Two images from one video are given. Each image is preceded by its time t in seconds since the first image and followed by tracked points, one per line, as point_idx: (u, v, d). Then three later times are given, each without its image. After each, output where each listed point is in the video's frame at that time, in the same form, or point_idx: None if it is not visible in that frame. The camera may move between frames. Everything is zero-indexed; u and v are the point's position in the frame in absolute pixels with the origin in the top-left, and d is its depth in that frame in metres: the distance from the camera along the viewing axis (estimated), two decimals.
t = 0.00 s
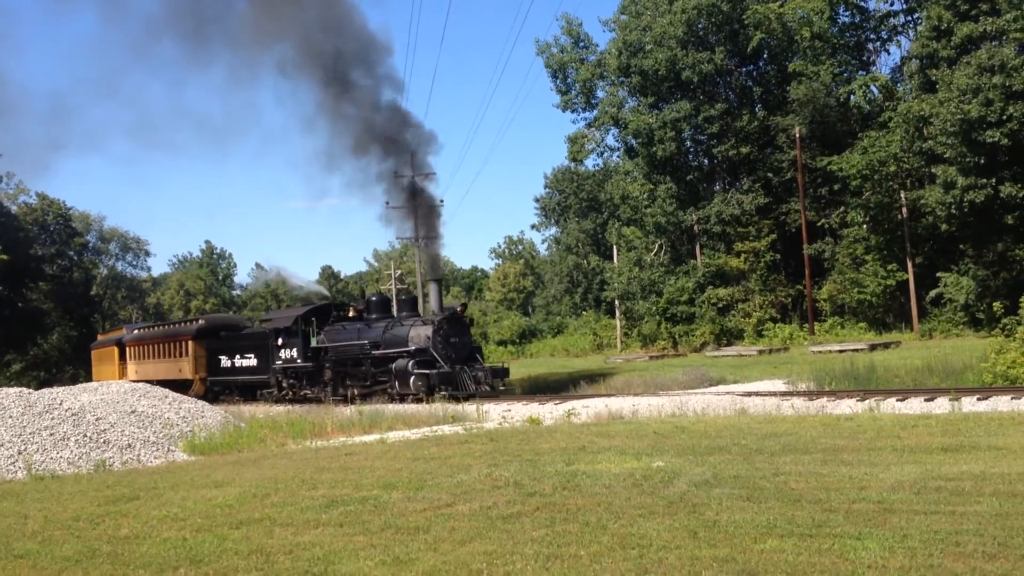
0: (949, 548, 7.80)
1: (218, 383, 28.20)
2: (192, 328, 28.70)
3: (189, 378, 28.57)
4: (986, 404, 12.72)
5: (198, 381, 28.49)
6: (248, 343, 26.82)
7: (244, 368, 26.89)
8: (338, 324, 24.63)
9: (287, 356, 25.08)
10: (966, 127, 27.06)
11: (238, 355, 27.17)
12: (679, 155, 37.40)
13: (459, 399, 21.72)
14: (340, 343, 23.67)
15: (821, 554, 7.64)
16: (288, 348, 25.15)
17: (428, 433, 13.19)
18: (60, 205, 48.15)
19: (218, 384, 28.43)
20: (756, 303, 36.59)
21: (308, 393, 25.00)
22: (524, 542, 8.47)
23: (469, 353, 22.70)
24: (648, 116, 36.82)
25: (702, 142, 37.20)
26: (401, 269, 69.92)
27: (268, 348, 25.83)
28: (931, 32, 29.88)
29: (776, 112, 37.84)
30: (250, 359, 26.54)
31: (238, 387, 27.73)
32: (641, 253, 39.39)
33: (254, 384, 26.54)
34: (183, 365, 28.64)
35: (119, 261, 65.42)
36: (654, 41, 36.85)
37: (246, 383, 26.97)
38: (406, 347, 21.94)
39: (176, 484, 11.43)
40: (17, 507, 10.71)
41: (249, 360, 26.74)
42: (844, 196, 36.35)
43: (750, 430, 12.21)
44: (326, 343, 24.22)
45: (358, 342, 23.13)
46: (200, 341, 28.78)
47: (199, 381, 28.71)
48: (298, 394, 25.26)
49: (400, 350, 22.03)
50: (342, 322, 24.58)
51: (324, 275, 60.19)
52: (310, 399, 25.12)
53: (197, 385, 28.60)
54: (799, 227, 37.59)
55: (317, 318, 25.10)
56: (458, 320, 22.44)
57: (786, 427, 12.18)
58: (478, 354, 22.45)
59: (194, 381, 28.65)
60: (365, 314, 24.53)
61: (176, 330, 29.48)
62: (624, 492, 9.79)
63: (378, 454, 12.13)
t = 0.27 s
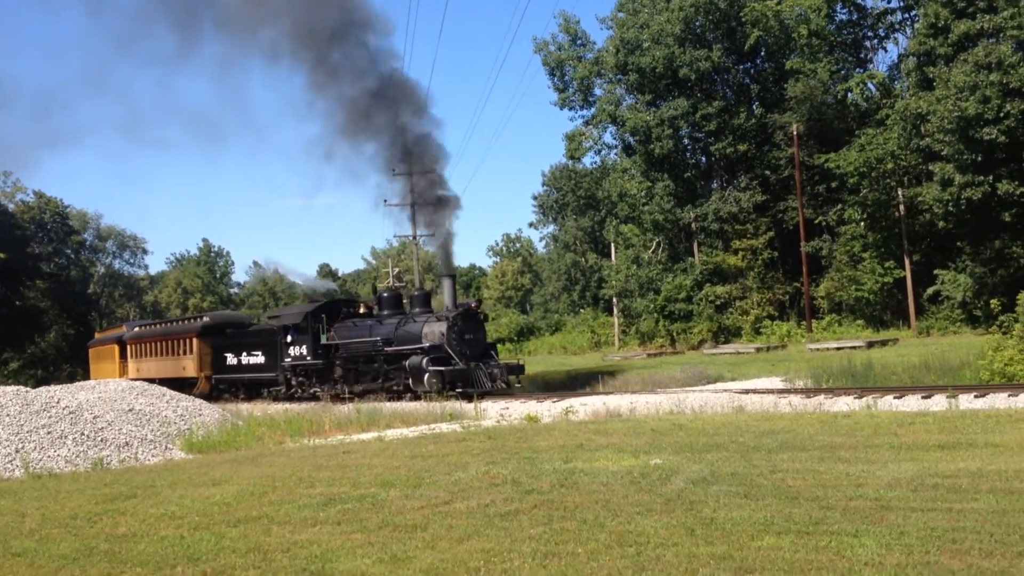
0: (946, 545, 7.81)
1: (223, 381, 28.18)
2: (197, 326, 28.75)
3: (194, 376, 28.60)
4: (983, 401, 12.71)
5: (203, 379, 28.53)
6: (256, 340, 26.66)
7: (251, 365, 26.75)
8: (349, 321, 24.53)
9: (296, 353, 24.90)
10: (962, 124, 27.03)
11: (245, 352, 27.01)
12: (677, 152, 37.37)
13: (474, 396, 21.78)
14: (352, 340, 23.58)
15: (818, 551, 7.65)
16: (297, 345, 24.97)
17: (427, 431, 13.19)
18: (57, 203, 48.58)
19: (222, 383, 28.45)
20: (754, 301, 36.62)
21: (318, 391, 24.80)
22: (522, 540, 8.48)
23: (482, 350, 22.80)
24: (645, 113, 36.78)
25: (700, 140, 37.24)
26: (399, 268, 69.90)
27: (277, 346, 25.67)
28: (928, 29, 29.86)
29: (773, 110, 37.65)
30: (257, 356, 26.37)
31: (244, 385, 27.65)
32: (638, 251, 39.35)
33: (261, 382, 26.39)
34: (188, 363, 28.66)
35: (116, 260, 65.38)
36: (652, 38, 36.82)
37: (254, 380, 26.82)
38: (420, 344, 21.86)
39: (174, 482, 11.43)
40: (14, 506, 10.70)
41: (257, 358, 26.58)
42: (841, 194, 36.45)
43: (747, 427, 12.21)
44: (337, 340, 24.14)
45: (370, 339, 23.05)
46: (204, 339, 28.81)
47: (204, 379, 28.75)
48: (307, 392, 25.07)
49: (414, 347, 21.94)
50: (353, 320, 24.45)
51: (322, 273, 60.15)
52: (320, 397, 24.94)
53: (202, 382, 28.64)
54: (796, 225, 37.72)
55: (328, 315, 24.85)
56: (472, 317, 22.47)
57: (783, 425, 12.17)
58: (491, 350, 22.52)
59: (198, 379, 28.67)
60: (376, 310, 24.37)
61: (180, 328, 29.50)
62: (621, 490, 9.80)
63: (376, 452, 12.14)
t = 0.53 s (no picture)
0: (940, 542, 7.84)
1: (225, 379, 28.30)
2: (199, 324, 28.90)
3: (196, 375, 28.76)
4: (977, 399, 12.75)
5: (205, 378, 28.71)
6: (261, 338, 26.65)
7: (255, 364, 26.78)
8: (357, 319, 24.24)
9: (303, 351, 24.78)
10: (956, 122, 27.12)
11: (250, 351, 27.01)
12: (671, 150, 37.31)
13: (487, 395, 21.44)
14: (361, 337, 23.31)
15: (812, 549, 7.67)
16: (304, 343, 24.85)
17: (421, 430, 13.19)
18: (50, 202, 48.33)
19: (224, 381, 28.61)
20: (748, 299, 36.69)
21: (324, 389, 24.64)
22: (517, 538, 8.49)
23: (494, 347, 22.48)
24: (639, 111, 36.77)
25: (694, 138, 37.19)
26: (393, 266, 69.88)
27: (283, 344, 25.60)
28: (921, 27, 29.89)
29: (767, 108, 37.86)
30: (262, 354, 26.36)
31: (246, 383, 27.73)
32: (633, 249, 39.35)
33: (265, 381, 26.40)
34: (189, 361, 28.81)
35: (110, 259, 65.26)
36: (645, 37, 36.82)
37: (258, 379, 26.82)
38: (431, 342, 21.56)
39: (169, 482, 11.42)
40: (8, 505, 10.68)
41: (262, 356, 26.57)
42: (835, 191, 36.55)
43: (742, 426, 12.23)
44: (345, 338, 23.91)
45: (379, 337, 22.74)
46: (206, 337, 28.98)
47: (206, 377, 28.92)
48: (313, 391, 24.93)
49: (425, 345, 21.63)
50: (361, 318, 24.15)
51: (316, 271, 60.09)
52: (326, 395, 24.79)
53: (204, 381, 28.80)
54: (790, 223, 37.74)
55: (334, 312, 24.70)
56: (483, 314, 22.15)
57: (778, 423, 12.19)
58: (504, 348, 22.21)
59: (200, 377, 28.84)
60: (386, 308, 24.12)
61: (180, 327, 29.63)
62: (616, 488, 9.81)
63: (371, 451, 12.14)
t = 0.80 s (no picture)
0: (936, 540, 7.85)
1: (229, 378, 28.33)
2: (203, 323, 28.92)
3: (200, 374, 28.82)
4: (973, 397, 12.75)
5: (210, 377, 28.77)
6: (268, 337, 26.60)
7: (262, 363, 26.77)
8: (368, 317, 24.02)
9: (312, 350, 24.72)
10: (952, 120, 27.14)
11: (256, 350, 26.97)
12: (668, 149, 37.26)
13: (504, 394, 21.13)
14: (373, 336, 23.12)
15: (809, 548, 7.70)
16: (313, 341, 24.78)
17: (418, 429, 13.18)
18: (46, 202, 48.35)
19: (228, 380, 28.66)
20: (745, 297, 36.72)
21: (334, 388, 24.54)
22: (513, 537, 8.50)
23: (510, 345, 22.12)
24: (636, 110, 36.74)
25: (690, 137, 37.05)
26: (390, 265, 69.90)
27: (291, 342, 25.57)
28: (918, 26, 29.89)
29: (763, 106, 37.81)
30: (269, 353, 26.31)
31: (252, 382, 27.73)
32: (630, 248, 39.35)
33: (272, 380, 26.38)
34: (194, 360, 28.85)
35: (106, 258, 65.27)
36: (641, 36, 36.78)
37: (264, 378, 26.79)
38: (445, 340, 21.28)
39: (166, 482, 11.42)
40: (5, 506, 10.67)
41: (269, 355, 26.53)
42: (832, 190, 36.58)
43: (738, 425, 12.22)
44: (356, 337, 23.75)
45: (392, 336, 22.55)
46: (209, 336, 29.03)
47: (210, 376, 28.99)
48: (323, 389, 24.85)
49: (439, 343, 21.38)
50: (372, 316, 24.00)
51: (313, 270, 60.10)
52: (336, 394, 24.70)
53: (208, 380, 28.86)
54: (787, 221, 37.77)
55: (344, 310, 24.61)
56: (500, 312, 21.80)
57: (774, 422, 12.19)
58: (520, 346, 21.88)
59: (205, 377, 28.90)
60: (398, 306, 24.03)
61: (183, 326, 29.66)
62: (613, 487, 9.82)
63: (368, 451, 12.14)
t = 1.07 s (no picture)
0: (930, 538, 7.88)
1: (232, 376, 28.32)
2: (205, 321, 28.90)
3: (203, 372, 28.84)
4: (967, 396, 12.77)
5: (213, 375, 28.80)
6: (273, 335, 26.58)
7: (266, 361, 26.76)
8: (378, 315, 23.73)
9: (320, 347, 24.65)
10: (946, 120, 27.14)
11: (261, 347, 26.94)
12: (662, 148, 37.33)
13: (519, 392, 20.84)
14: (383, 333, 22.87)
15: (803, 545, 7.73)
16: (321, 338, 24.70)
17: (414, 427, 13.21)
18: (40, 200, 48.22)
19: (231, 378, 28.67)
20: (739, 296, 36.78)
21: (342, 386, 24.46)
22: (509, 535, 8.50)
23: (524, 341, 21.79)
24: (631, 109, 36.74)
25: (685, 135, 37.31)
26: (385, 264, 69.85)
27: (297, 340, 25.55)
28: (912, 25, 29.94)
29: (758, 106, 37.92)
30: (276, 351, 26.28)
31: (255, 380, 27.71)
32: (624, 246, 39.03)
33: (278, 377, 26.37)
34: (196, 358, 28.85)
35: (100, 257, 65.14)
36: (636, 35, 36.78)
37: (270, 375, 26.77)
38: (458, 337, 20.97)
39: (160, 480, 11.38)
40: None
41: (275, 352, 26.49)
42: (826, 189, 36.65)
43: (733, 423, 12.22)
44: (365, 334, 23.52)
45: (403, 333, 22.31)
46: (212, 333, 29.04)
47: (213, 374, 29.01)
48: (331, 387, 24.77)
49: (453, 340, 21.09)
50: (382, 313, 23.76)
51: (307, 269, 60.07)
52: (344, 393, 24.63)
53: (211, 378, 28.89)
54: (781, 220, 37.94)
55: (352, 307, 24.52)
56: (515, 309, 21.40)
57: (769, 420, 12.19)
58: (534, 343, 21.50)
59: (208, 375, 28.90)
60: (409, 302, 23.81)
61: (185, 323, 29.65)
62: (608, 485, 9.82)
63: (363, 449, 12.12)
